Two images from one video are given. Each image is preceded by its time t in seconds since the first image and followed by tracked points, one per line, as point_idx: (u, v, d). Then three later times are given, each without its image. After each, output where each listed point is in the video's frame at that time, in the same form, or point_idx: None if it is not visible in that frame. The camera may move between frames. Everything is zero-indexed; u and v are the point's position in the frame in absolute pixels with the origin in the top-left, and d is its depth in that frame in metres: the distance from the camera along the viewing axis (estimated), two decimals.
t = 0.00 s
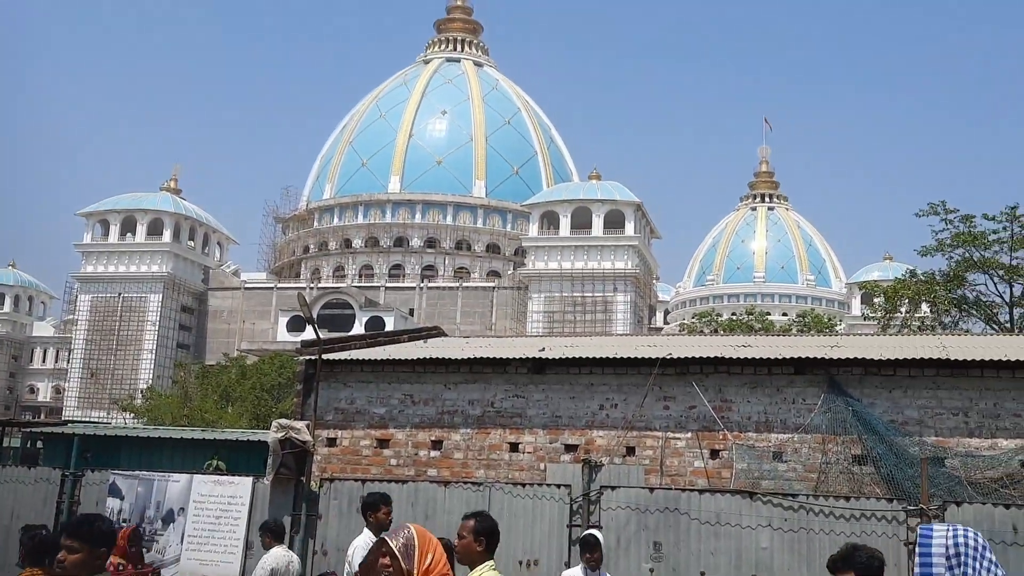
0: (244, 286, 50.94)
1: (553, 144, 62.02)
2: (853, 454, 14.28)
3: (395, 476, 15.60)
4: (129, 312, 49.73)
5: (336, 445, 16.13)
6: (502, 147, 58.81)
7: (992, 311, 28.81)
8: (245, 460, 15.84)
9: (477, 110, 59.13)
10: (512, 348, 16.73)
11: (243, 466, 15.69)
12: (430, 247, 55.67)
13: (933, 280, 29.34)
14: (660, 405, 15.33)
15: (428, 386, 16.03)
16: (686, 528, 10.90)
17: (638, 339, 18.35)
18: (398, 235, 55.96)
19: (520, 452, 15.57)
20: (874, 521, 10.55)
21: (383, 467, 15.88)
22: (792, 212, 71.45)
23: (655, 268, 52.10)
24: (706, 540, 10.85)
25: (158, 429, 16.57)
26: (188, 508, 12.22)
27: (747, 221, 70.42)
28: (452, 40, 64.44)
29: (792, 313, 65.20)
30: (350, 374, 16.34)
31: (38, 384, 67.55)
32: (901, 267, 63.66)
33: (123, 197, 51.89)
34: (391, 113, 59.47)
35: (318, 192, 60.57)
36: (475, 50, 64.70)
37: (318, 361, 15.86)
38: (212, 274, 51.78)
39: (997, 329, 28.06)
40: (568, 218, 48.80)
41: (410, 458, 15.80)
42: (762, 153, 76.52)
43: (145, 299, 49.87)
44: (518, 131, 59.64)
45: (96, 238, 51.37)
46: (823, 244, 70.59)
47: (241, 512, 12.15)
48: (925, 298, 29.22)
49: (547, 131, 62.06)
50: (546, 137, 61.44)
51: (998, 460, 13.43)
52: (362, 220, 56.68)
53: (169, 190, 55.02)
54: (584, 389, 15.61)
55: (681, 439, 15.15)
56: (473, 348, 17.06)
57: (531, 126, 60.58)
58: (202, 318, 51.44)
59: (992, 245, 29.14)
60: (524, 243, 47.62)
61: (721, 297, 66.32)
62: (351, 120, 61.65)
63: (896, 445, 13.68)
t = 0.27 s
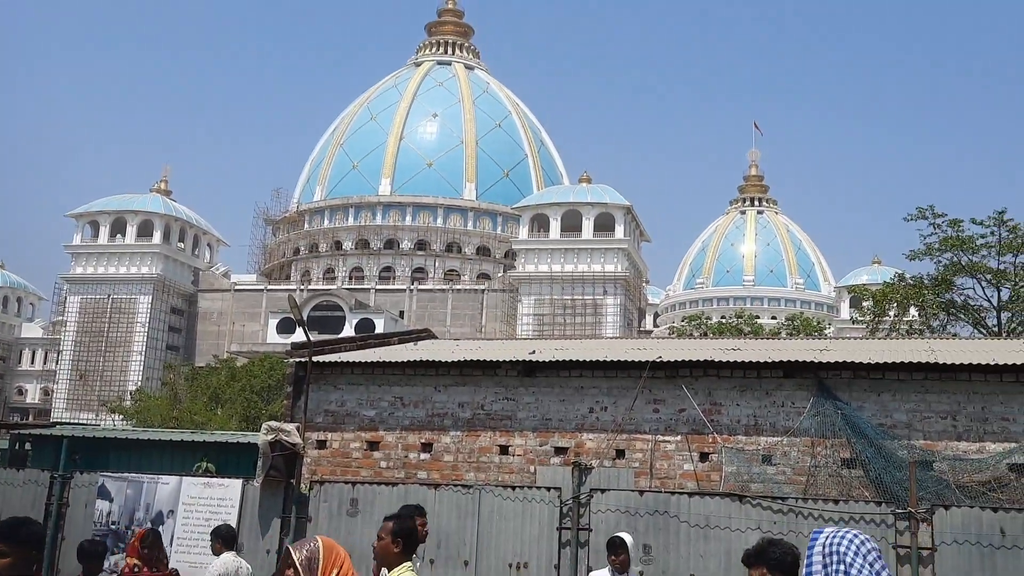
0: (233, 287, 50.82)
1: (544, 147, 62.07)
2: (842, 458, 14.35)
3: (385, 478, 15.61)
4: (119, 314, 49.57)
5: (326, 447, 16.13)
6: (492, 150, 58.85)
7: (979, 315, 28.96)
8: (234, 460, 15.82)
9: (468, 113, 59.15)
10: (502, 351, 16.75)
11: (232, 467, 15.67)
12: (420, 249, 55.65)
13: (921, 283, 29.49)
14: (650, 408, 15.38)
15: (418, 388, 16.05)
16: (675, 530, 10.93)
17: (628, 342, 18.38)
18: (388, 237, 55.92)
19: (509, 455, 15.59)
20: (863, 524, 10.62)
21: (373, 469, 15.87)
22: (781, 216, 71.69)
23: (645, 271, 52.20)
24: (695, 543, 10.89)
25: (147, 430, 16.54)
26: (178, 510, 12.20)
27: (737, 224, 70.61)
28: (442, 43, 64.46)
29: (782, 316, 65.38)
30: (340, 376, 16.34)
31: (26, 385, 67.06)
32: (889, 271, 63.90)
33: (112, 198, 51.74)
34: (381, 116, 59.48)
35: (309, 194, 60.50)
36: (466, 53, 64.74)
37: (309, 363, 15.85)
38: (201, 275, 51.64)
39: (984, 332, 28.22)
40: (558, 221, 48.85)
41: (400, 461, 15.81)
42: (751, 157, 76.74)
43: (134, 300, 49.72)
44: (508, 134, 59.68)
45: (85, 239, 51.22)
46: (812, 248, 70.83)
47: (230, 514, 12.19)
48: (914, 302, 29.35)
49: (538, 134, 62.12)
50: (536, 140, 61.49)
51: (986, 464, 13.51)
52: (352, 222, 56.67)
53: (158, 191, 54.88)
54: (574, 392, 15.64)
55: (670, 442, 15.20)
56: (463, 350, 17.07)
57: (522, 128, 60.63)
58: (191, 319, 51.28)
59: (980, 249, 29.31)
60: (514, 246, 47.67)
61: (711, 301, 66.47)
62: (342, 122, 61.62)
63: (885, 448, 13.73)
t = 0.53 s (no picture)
0: (229, 290, 50.76)
1: (540, 151, 62.12)
2: (837, 463, 14.37)
3: (380, 481, 15.59)
4: (114, 316, 49.47)
5: (321, 450, 16.11)
6: (488, 154, 58.88)
7: (975, 321, 29.02)
8: (230, 463, 15.82)
9: (464, 116, 59.19)
10: (497, 355, 16.76)
11: (227, 470, 15.67)
12: (416, 253, 55.62)
13: (917, 288, 29.55)
14: (646, 413, 15.38)
15: (414, 392, 16.04)
16: (670, 535, 10.94)
17: (624, 346, 18.39)
18: (384, 240, 55.90)
19: (505, 459, 15.59)
20: (857, 529, 10.64)
21: (368, 473, 15.86)
22: (777, 221, 71.80)
23: (641, 275, 52.23)
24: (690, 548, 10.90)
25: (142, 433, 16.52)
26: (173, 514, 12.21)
27: (733, 229, 70.68)
28: (439, 47, 64.51)
29: (777, 321, 65.45)
30: (336, 380, 16.33)
31: (21, 388, 66.87)
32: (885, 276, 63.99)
33: (108, 200, 51.68)
34: (378, 119, 59.50)
35: (305, 197, 60.47)
36: (462, 57, 64.79)
37: (304, 366, 15.84)
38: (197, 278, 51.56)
39: (980, 338, 28.26)
40: (554, 225, 48.87)
41: (395, 464, 15.80)
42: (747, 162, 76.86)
43: (130, 302, 49.63)
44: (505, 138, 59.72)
45: (81, 241, 51.14)
46: (808, 253, 70.93)
47: (226, 517, 12.16)
48: (909, 307, 29.40)
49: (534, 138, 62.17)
50: (533, 145, 61.53)
51: (980, 469, 13.53)
52: (349, 225, 56.66)
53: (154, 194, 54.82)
54: (570, 397, 15.65)
55: (665, 446, 15.21)
56: (459, 354, 17.08)
57: (518, 133, 60.67)
58: (187, 322, 51.22)
59: (976, 255, 29.37)
60: (511, 249, 47.68)
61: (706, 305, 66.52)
62: (339, 126, 61.63)
63: (879, 454, 13.74)
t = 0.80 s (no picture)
0: (224, 293, 50.73)
1: (537, 155, 62.17)
2: (832, 468, 14.38)
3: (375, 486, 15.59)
4: (109, 318, 49.39)
5: (317, 454, 16.09)
6: (485, 158, 58.91)
7: (970, 327, 29.05)
8: (224, 468, 15.77)
9: (461, 121, 59.23)
10: (493, 359, 16.76)
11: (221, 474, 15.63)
12: (412, 256, 55.60)
13: (912, 295, 29.59)
14: (641, 417, 15.39)
15: (410, 396, 16.04)
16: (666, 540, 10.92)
17: (619, 351, 18.39)
18: (381, 244, 55.88)
19: (500, 464, 15.59)
20: (852, 535, 10.64)
21: (364, 477, 15.86)
22: (773, 226, 71.88)
23: (637, 280, 52.25)
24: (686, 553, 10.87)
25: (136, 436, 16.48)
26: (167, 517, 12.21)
27: (729, 234, 70.76)
28: (436, 51, 64.56)
29: (773, 326, 65.50)
30: (331, 383, 16.33)
31: (15, 390, 66.67)
32: (880, 282, 64.08)
33: (104, 203, 51.63)
34: (375, 123, 59.52)
35: (301, 200, 60.45)
36: (459, 61, 64.82)
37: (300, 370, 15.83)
38: (193, 280, 51.50)
39: (975, 344, 28.31)
40: (550, 229, 48.88)
41: (391, 468, 15.80)
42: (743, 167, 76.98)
43: (125, 305, 49.56)
44: (501, 142, 59.76)
45: (76, 244, 51.09)
46: (803, 258, 71.01)
47: (220, 521, 12.10)
48: (904, 313, 29.43)
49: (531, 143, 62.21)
50: (529, 149, 61.57)
51: (975, 476, 13.55)
52: (345, 229, 56.65)
53: (151, 196, 54.80)
54: (565, 401, 15.65)
55: (660, 451, 15.21)
56: (454, 358, 17.07)
57: (515, 137, 60.70)
58: (182, 325, 51.15)
59: (971, 261, 29.42)
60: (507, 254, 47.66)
61: (702, 310, 66.58)
62: (335, 129, 61.64)
63: (874, 460, 13.74)
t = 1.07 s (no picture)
0: (221, 296, 50.70)
1: (535, 160, 62.21)
2: (828, 474, 14.39)
3: (370, 490, 15.58)
4: (105, 321, 49.33)
5: (312, 458, 16.09)
6: (482, 163, 58.95)
7: (966, 333, 29.08)
8: (219, 472, 15.72)
9: (458, 125, 59.27)
10: (489, 364, 16.76)
11: (217, 478, 15.58)
12: (409, 261, 55.58)
13: (909, 301, 29.63)
14: (637, 423, 15.39)
15: (406, 401, 16.03)
16: (662, 546, 10.94)
17: (615, 356, 18.39)
18: (377, 248, 55.88)
19: (496, 469, 15.58)
20: (847, 541, 10.67)
21: (359, 481, 15.85)
22: (770, 232, 71.94)
23: (633, 285, 52.28)
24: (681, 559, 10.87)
25: (132, 439, 16.44)
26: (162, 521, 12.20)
27: (726, 240, 70.83)
28: (434, 56, 64.61)
29: (769, 332, 65.54)
30: (327, 388, 16.31)
31: (11, 393, 66.55)
32: (876, 289, 64.15)
33: (101, 206, 51.57)
34: (372, 127, 59.54)
35: (298, 204, 60.44)
36: (457, 66, 64.87)
37: (296, 374, 15.83)
38: (189, 284, 51.44)
39: (971, 350, 28.33)
40: (547, 234, 48.92)
41: (386, 473, 15.79)
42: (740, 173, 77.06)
43: (121, 308, 49.50)
44: (499, 147, 59.81)
45: (73, 247, 51.03)
46: (800, 264, 71.07)
47: (214, 525, 12.13)
48: (901, 319, 29.46)
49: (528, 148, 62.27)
50: (527, 154, 61.60)
51: (970, 482, 13.56)
52: (342, 233, 56.64)
53: (148, 200, 54.75)
54: (562, 406, 15.65)
55: (656, 457, 15.22)
56: (450, 363, 17.07)
57: (512, 142, 60.74)
58: (178, 328, 51.08)
59: (967, 267, 29.46)
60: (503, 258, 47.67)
61: (699, 316, 66.61)
62: (333, 133, 61.67)
63: (870, 466, 13.75)
